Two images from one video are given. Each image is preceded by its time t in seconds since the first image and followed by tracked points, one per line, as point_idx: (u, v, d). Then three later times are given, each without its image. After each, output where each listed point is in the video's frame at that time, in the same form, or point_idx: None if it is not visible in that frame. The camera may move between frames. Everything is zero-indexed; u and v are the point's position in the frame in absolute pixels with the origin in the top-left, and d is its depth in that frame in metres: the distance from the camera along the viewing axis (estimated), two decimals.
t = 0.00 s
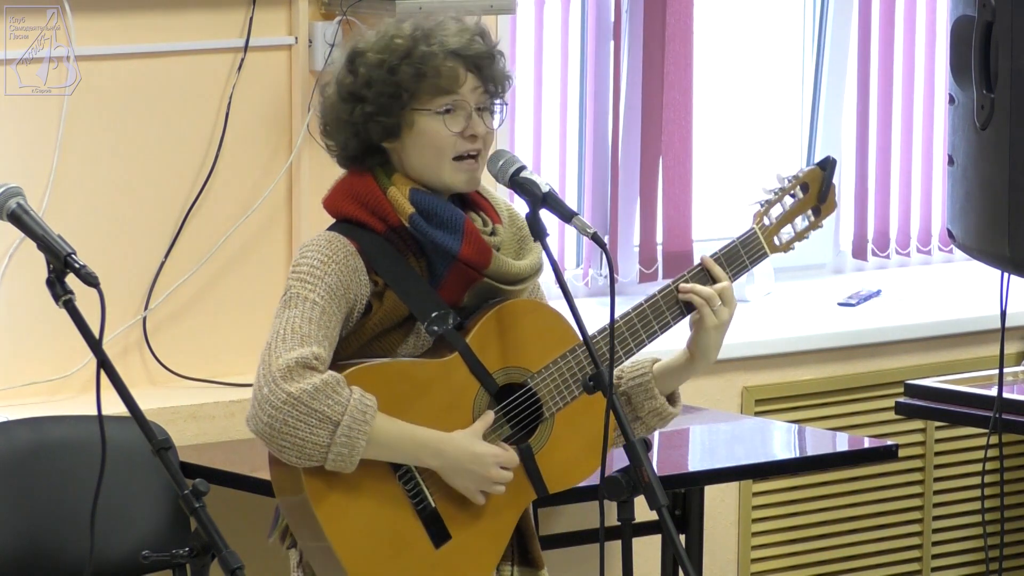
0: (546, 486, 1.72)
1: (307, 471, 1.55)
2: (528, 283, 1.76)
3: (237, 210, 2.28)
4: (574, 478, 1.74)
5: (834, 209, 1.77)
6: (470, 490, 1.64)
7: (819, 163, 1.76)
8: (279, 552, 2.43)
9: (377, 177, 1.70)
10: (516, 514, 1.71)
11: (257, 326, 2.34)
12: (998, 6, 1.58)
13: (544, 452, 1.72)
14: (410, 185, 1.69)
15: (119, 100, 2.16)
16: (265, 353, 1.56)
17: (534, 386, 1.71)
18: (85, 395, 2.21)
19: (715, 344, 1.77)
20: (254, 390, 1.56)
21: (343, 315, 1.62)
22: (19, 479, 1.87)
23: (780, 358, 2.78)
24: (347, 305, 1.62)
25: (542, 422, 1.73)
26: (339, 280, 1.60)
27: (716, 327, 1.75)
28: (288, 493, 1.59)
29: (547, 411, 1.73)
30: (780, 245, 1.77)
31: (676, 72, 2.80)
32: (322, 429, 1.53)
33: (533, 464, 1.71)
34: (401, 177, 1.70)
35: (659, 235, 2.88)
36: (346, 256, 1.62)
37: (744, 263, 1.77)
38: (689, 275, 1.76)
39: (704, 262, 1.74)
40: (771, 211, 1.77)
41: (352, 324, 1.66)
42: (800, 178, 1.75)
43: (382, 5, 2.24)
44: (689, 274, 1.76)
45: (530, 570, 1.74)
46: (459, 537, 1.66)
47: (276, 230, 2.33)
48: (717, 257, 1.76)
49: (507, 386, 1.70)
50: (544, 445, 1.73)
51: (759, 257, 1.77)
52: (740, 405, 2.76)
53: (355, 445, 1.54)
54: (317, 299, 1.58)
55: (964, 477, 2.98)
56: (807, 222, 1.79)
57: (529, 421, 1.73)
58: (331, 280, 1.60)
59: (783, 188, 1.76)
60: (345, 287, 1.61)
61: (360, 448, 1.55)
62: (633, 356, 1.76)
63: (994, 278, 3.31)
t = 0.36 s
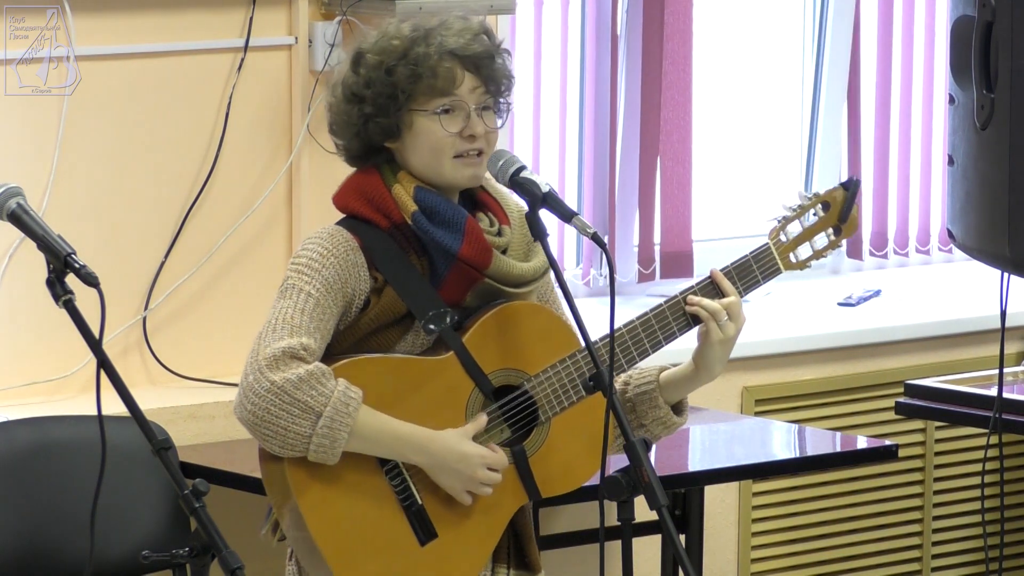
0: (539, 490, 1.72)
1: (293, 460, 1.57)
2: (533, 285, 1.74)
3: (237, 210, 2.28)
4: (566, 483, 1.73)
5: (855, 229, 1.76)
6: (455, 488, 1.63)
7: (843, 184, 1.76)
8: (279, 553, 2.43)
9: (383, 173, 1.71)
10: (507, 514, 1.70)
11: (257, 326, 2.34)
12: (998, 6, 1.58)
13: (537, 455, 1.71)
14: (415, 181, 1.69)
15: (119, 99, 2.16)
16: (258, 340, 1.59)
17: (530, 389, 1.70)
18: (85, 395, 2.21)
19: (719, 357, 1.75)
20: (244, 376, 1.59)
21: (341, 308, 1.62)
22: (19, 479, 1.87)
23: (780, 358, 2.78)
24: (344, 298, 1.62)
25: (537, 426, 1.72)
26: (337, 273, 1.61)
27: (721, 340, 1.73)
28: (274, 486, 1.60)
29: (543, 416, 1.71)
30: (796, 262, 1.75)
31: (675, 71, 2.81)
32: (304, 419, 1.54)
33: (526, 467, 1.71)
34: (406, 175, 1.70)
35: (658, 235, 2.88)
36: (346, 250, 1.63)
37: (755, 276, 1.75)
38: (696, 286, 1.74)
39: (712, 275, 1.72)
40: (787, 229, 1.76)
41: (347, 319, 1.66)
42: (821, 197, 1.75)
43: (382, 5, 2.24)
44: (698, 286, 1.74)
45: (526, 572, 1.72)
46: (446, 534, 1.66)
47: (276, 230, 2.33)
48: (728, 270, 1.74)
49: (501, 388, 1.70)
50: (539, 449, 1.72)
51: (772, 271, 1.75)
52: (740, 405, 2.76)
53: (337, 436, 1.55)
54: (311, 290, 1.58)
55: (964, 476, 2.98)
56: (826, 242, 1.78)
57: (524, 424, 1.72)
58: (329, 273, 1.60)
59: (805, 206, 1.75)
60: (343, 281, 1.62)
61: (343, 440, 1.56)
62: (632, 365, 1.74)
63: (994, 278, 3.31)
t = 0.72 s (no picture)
0: (539, 493, 1.70)
1: (283, 458, 1.58)
2: (541, 286, 1.73)
3: (236, 211, 2.28)
4: (569, 486, 1.71)
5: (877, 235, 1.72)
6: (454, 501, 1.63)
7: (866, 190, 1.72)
8: (278, 553, 2.43)
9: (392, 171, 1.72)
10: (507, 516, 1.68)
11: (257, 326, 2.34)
12: (998, 6, 1.58)
13: (538, 458, 1.70)
14: (422, 181, 1.69)
15: (119, 100, 2.16)
16: (257, 336, 1.59)
17: (530, 391, 1.69)
18: (85, 395, 2.21)
19: (728, 365, 1.71)
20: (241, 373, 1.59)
21: (342, 307, 1.62)
22: (18, 479, 1.87)
23: (780, 358, 2.78)
24: (348, 296, 1.63)
25: (539, 429, 1.71)
26: (340, 271, 1.61)
27: (730, 348, 1.69)
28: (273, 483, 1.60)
29: (545, 418, 1.70)
30: (813, 269, 1.71)
31: (676, 71, 2.81)
32: (295, 420, 1.54)
33: (526, 468, 1.69)
34: (414, 175, 1.70)
35: (658, 235, 2.89)
36: (350, 249, 1.63)
37: (769, 283, 1.71)
38: (708, 290, 1.71)
39: (724, 280, 1.69)
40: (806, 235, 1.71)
41: (349, 317, 1.66)
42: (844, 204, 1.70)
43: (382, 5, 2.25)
44: (710, 291, 1.71)
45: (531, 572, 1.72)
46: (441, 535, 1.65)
47: (276, 229, 2.33)
48: (742, 275, 1.71)
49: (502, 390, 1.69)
50: (539, 452, 1.70)
51: (787, 278, 1.72)
52: (740, 405, 2.75)
53: (327, 439, 1.55)
54: (312, 288, 1.58)
55: (964, 476, 2.98)
56: (847, 248, 1.73)
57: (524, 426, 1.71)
58: (332, 271, 1.60)
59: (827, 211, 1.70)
60: (346, 279, 1.62)
61: (332, 443, 1.55)
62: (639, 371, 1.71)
63: (994, 278, 3.31)
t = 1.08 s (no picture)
0: (535, 494, 1.68)
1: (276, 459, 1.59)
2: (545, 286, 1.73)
3: (236, 211, 2.28)
4: (566, 489, 1.70)
5: (893, 240, 1.68)
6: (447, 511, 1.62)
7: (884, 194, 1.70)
8: (278, 553, 2.43)
9: (397, 171, 1.72)
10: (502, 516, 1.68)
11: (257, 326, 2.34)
12: (998, 6, 1.58)
13: (536, 460, 1.69)
14: (427, 181, 1.69)
15: (118, 99, 2.16)
16: (256, 335, 1.60)
17: (528, 393, 1.68)
18: (85, 395, 2.22)
19: (732, 369, 1.66)
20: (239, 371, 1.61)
21: (343, 305, 1.62)
22: (18, 479, 1.87)
23: (780, 358, 2.78)
24: (349, 294, 1.63)
25: (538, 431, 1.70)
26: (341, 271, 1.61)
27: (732, 353, 1.65)
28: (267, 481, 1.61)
29: (543, 420, 1.70)
30: (823, 272, 1.69)
31: (676, 71, 2.81)
32: (284, 426, 1.55)
33: (522, 469, 1.68)
34: (419, 174, 1.70)
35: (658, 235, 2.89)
36: (354, 248, 1.63)
37: (776, 286, 1.69)
38: (712, 293, 1.67)
39: (728, 284, 1.65)
40: (817, 238, 1.69)
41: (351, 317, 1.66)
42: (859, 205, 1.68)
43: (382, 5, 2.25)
44: (715, 294, 1.67)
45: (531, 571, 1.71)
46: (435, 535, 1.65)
47: (276, 229, 2.33)
48: (749, 279, 1.68)
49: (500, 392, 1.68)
50: (537, 454, 1.69)
51: (794, 282, 1.69)
52: (739, 405, 2.75)
53: (315, 445, 1.55)
54: (311, 289, 1.58)
55: (964, 476, 2.98)
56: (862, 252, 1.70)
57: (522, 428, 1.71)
58: (333, 270, 1.60)
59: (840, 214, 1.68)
60: (347, 278, 1.62)
61: (320, 449, 1.56)
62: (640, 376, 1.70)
63: (994, 278, 3.31)
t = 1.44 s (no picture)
0: (532, 496, 1.67)
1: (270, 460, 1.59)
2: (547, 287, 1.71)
3: (236, 210, 2.28)
4: (564, 492, 1.68)
5: (902, 246, 1.66)
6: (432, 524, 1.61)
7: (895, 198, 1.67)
8: (279, 553, 2.43)
9: (402, 170, 1.73)
10: (497, 517, 1.66)
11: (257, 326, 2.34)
12: (998, 6, 1.58)
13: (532, 462, 1.67)
14: (430, 182, 1.69)
15: (119, 99, 2.16)
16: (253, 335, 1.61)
17: (526, 396, 1.67)
18: (85, 395, 2.21)
19: (732, 374, 1.66)
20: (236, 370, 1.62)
21: (344, 305, 1.63)
22: (18, 480, 1.87)
23: (780, 358, 2.78)
24: (351, 293, 1.63)
25: (535, 433, 1.69)
26: (342, 271, 1.62)
27: (733, 359, 1.63)
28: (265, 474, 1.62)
29: (541, 423, 1.68)
30: (830, 279, 1.67)
31: (676, 71, 2.81)
32: (273, 429, 1.56)
33: (518, 471, 1.66)
34: (423, 175, 1.70)
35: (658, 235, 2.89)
36: (357, 247, 1.64)
37: (779, 293, 1.66)
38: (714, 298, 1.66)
39: (731, 290, 1.64)
40: (825, 244, 1.66)
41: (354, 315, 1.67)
42: (868, 211, 1.66)
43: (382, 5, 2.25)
44: (716, 299, 1.66)
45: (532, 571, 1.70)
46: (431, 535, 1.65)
47: (277, 229, 2.33)
48: (752, 284, 1.66)
49: (497, 394, 1.67)
50: (534, 455, 1.68)
51: (798, 288, 1.67)
52: (740, 405, 2.75)
53: (303, 450, 1.56)
54: (311, 290, 1.59)
55: (964, 476, 2.98)
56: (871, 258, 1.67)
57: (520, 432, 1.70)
58: (334, 271, 1.61)
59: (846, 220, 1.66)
60: (349, 278, 1.62)
61: (311, 451, 1.56)
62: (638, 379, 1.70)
63: (994, 278, 3.31)
